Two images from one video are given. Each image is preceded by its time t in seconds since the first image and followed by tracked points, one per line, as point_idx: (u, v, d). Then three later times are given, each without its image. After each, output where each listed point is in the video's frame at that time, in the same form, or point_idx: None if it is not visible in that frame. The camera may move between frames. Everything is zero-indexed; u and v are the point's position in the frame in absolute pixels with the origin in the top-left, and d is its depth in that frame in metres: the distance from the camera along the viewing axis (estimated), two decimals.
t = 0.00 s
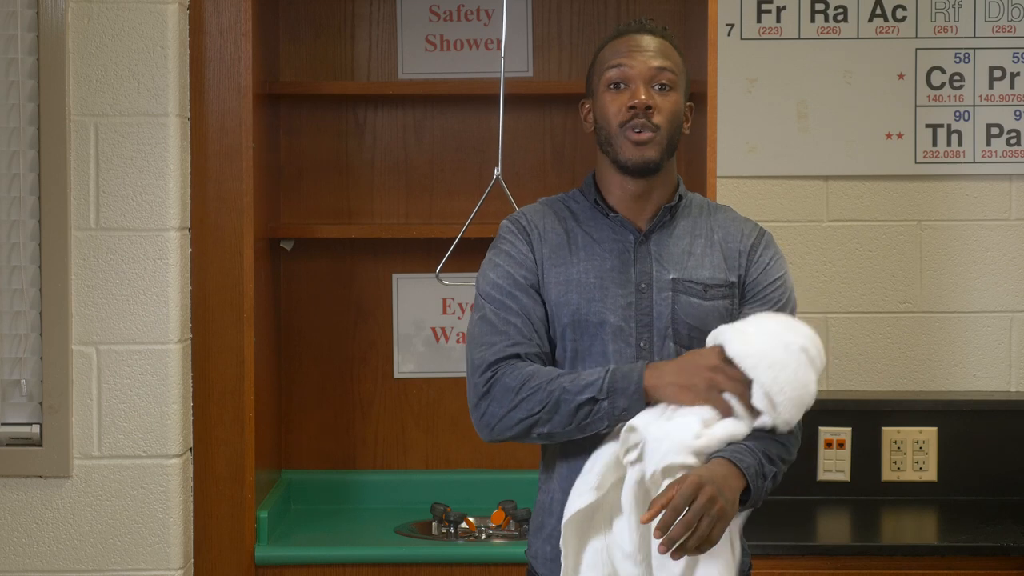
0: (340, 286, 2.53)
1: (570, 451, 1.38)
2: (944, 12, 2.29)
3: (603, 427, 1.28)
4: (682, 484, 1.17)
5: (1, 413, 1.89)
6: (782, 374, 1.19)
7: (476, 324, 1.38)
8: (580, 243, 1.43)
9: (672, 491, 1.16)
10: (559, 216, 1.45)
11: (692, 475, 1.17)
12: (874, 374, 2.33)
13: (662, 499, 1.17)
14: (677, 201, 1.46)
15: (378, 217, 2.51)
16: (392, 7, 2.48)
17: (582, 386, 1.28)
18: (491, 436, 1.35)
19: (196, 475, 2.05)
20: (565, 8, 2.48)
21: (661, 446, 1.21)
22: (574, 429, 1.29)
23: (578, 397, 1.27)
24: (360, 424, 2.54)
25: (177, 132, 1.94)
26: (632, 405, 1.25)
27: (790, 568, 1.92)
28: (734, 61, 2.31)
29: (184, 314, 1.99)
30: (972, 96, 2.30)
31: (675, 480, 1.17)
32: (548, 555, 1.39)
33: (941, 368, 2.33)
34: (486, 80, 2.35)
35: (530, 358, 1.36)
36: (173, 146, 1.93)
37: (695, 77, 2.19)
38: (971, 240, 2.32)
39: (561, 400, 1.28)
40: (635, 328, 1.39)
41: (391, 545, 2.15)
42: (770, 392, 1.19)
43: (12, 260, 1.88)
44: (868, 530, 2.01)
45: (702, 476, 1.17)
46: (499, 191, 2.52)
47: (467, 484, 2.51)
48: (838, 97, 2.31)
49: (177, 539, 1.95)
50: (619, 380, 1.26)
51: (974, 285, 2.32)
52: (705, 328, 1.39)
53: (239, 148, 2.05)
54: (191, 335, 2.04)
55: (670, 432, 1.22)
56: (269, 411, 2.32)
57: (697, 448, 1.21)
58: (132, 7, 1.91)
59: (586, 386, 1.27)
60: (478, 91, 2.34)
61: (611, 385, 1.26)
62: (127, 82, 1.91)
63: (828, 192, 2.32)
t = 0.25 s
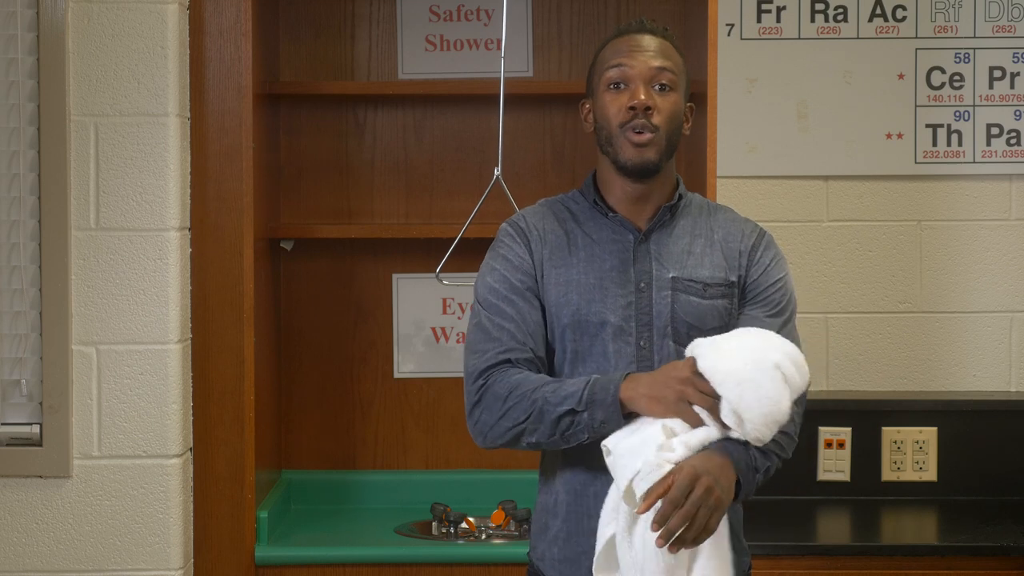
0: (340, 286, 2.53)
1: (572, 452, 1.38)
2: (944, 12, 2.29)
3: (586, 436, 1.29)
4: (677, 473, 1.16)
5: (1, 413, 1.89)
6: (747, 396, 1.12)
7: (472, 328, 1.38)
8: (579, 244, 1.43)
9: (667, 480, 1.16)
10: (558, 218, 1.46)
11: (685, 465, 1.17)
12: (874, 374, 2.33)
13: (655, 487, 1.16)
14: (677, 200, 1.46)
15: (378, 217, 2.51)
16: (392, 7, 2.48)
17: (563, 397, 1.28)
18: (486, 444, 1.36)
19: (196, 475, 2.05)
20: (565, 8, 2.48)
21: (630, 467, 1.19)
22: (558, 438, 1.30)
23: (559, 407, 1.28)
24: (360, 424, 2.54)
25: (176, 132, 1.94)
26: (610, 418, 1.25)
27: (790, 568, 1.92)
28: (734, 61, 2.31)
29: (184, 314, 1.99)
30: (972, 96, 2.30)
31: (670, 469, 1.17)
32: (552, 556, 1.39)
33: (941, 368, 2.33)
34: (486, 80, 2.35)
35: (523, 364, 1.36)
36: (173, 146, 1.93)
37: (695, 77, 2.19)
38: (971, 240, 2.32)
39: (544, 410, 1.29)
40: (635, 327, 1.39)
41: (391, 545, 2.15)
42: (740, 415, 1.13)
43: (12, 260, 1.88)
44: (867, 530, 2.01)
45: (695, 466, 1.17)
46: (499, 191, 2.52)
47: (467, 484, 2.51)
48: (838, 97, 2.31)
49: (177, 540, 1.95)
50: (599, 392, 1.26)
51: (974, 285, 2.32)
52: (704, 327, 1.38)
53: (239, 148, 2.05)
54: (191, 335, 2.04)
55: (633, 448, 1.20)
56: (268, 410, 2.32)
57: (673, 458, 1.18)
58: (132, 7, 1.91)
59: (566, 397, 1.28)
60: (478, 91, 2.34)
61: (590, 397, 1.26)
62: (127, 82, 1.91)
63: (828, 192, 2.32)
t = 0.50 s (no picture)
0: (340, 286, 2.53)
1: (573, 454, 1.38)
2: (944, 12, 2.29)
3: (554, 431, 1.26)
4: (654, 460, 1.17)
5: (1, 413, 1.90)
6: (651, 358, 1.06)
7: (460, 332, 1.40)
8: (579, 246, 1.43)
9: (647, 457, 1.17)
10: (557, 220, 1.45)
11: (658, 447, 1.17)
12: (874, 374, 2.33)
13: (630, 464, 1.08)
14: (678, 201, 1.45)
15: (378, 217, 2.52)
16: (392, 7, 2.48)
17: (518, 395, 1.27)
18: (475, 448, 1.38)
19: (196, 475, 2.05)
20: (565, 8, 2.48)
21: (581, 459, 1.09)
22: (526, 435, 1.29)
23: (516, 406, 1.27)
24: (360, 424, 2.54)
25: (176, 132, 1.94)
26: (560, 410, 1.22)
27: (790, 568, 1.92)
28: (734, 61, 2.31)
29: (184, 314, 1.99)
30: (972, 96, 2.30)
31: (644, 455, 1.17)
32: (553, 558, 1.39)
33: (941, 368, 2.33)
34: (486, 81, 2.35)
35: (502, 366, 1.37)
36: (173, 146, 1.93)
37: (695, 77, 2.19)
38: (971, 240, 2.32)
39: (505, 409, 1.29)
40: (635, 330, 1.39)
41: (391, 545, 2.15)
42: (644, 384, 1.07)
43: (12, 260, 1.88)
44: (867, 530, 2.01)
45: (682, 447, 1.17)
46: (499, 191, 2.52)
47: (467, 484, 2.51)
48: (838, 97, 2.31)
49: (177, 539, 1.95)
50: (547, 390, 1.23)
51: (974, 285, 2.32)
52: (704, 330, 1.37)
53: (239, 148, 2.05)
54: (191, 335, 2.04)
55: (602, 434, 1.09)
56: (268, 409, 2.32)
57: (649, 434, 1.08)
58: (132, 7, 1.91)
59: (521, 395, 1.27)
60: (478, 91, 2.34)
61: (538, 394, 1.24)
62: (127, 82, 1.92)
63: (828, 192, 2.32)
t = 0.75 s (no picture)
0: (340, 286, 2.53)
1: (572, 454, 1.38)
2: (944, 12, 2.29)
3: (576, 433, 1.28)
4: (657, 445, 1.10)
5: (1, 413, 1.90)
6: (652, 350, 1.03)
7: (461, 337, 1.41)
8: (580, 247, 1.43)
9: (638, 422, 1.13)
10: (557, 222, 1.45)
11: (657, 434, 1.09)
12: (874, 374, 2.33)
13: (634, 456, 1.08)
14: (678, 201, 1.45)
15: (378, 217, 2.51)
16: (392, 7, 2.48)
17: (542, 400, 1.27)
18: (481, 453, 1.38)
19: (196, 475, 2.05)
20: (565, 8, 2.48)
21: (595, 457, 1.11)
22: (546, 440, 1.29)
23: (539, 411, 1.28)
24: (360, 425, 2.54)
25: (176, 132, 1.94)
26: (589, 413, 1.23)
27: (790, 568, 1.93)
28: (734, 61, 2.31)
29: (184, 314, 1.99)
30: (972, 96, 2.30)
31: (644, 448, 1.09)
32: (554, 559, 1.39)
33: (941, 368, 2.33)
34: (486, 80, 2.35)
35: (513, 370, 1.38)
36: (173, 146, 1.93)
37: (695, 77, 2.19)
38: (971, 240, 2.32)
39: (526, 415, 1.29)
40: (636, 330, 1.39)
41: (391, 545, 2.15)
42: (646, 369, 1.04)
43: (12, 260, 1.88)
44: (867, 530, 2.01)
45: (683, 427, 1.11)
46: (499, 191, 2.52)
47: (467, 484, 2.51)
48: (839, 97, 2.31)
49: (177, 539, 1.95)
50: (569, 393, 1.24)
51: (974, 285, 2.32)
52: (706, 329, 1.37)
53: (239, 148, 2.05)
54: (191, 335, 2.04)
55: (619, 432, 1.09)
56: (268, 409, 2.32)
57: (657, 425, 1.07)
58: (132, 7, 1.91)
59: (544, 400, 1.27)
60: (478, 91, 2.34)
61: (564, 398, 1.25)
62: (127, 82, 1.91)
63: (828, 192, 2.32)
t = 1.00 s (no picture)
0: (340, 286, 2.53)
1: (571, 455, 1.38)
2: (944, 12, 2.29)
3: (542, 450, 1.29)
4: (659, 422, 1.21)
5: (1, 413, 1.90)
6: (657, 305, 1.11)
7: (461, 339, 1.41)
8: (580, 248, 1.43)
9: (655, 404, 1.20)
10: (557, 223, 1.45)
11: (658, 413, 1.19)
12: (874, 374, 2.33)
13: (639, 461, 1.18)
14: (678, 202, 1.45)
15: (378, 217, 2.52)
16: (392, 7, 2.48)
17: (507, 422, 1.28)
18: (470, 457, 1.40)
19: (196, 475, 2.05)
20: (565, 8, 2.48)
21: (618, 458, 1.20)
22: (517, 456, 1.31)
23: (506, 432, 1.29)
24: (360, 425, 2.54)
25: (176, 132, 1.94)
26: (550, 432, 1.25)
27: (790, 568, 1.92)
28: (734, 61, 2.31)
29: (184, 314, 1.99)
30: (972, 96, 2.30)
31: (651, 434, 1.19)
32: (554, 559, 1.39)
33: (942, 368, 2.33)
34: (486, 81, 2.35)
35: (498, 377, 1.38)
36: (173, 146, 1.93)
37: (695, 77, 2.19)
38: (971, 240, 2.32)
39: (495, 434, 1.30)
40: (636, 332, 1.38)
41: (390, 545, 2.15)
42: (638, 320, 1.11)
43: (12, 260, 1.88)
44: (867, 530, 2.01)
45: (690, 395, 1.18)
46: (499, 191, 2.52)
47: (467, 484, 2.51)
48: (838, 97, 2.31)
49: (177, 539, 1.95)
50: (531, 411, 1.26)
51: (974, 285, 2.32)
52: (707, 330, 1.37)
53: (239, 148, 2.05)
54: (191, 335, 2.04)
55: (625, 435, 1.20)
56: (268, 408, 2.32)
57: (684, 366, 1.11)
58: (132, 7, 1.91)
59: (510, 422, 1.28)
60: (478, 91, 2.34)
61: (527, 420, 1.26)
62: (127, 82, 1.91)
63: (828, 192, 2.32)
